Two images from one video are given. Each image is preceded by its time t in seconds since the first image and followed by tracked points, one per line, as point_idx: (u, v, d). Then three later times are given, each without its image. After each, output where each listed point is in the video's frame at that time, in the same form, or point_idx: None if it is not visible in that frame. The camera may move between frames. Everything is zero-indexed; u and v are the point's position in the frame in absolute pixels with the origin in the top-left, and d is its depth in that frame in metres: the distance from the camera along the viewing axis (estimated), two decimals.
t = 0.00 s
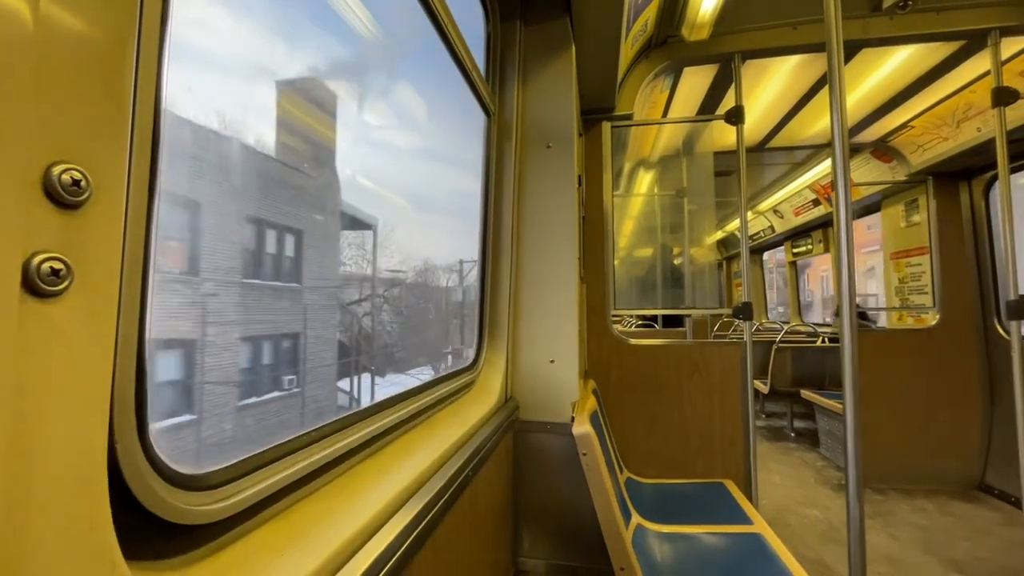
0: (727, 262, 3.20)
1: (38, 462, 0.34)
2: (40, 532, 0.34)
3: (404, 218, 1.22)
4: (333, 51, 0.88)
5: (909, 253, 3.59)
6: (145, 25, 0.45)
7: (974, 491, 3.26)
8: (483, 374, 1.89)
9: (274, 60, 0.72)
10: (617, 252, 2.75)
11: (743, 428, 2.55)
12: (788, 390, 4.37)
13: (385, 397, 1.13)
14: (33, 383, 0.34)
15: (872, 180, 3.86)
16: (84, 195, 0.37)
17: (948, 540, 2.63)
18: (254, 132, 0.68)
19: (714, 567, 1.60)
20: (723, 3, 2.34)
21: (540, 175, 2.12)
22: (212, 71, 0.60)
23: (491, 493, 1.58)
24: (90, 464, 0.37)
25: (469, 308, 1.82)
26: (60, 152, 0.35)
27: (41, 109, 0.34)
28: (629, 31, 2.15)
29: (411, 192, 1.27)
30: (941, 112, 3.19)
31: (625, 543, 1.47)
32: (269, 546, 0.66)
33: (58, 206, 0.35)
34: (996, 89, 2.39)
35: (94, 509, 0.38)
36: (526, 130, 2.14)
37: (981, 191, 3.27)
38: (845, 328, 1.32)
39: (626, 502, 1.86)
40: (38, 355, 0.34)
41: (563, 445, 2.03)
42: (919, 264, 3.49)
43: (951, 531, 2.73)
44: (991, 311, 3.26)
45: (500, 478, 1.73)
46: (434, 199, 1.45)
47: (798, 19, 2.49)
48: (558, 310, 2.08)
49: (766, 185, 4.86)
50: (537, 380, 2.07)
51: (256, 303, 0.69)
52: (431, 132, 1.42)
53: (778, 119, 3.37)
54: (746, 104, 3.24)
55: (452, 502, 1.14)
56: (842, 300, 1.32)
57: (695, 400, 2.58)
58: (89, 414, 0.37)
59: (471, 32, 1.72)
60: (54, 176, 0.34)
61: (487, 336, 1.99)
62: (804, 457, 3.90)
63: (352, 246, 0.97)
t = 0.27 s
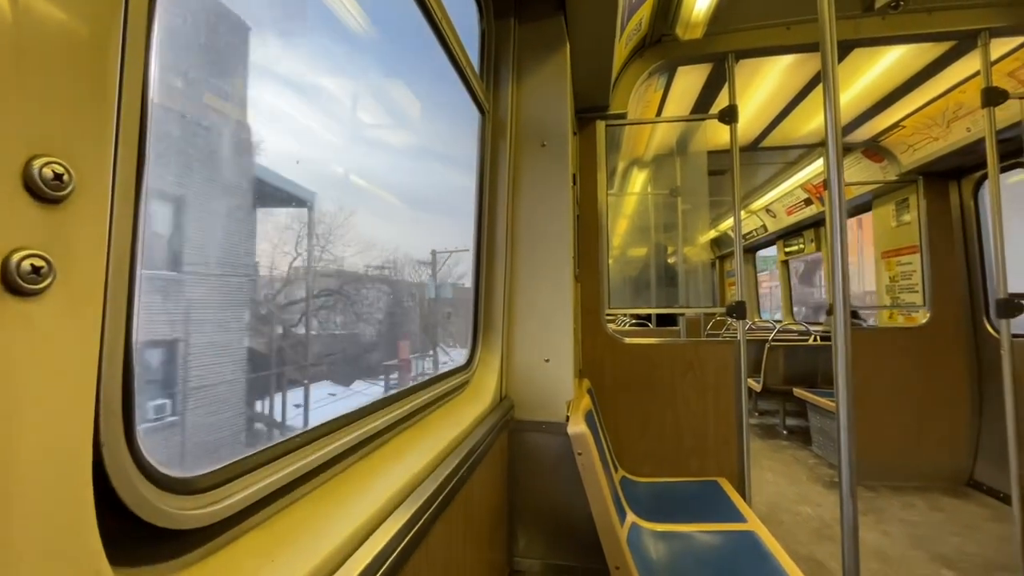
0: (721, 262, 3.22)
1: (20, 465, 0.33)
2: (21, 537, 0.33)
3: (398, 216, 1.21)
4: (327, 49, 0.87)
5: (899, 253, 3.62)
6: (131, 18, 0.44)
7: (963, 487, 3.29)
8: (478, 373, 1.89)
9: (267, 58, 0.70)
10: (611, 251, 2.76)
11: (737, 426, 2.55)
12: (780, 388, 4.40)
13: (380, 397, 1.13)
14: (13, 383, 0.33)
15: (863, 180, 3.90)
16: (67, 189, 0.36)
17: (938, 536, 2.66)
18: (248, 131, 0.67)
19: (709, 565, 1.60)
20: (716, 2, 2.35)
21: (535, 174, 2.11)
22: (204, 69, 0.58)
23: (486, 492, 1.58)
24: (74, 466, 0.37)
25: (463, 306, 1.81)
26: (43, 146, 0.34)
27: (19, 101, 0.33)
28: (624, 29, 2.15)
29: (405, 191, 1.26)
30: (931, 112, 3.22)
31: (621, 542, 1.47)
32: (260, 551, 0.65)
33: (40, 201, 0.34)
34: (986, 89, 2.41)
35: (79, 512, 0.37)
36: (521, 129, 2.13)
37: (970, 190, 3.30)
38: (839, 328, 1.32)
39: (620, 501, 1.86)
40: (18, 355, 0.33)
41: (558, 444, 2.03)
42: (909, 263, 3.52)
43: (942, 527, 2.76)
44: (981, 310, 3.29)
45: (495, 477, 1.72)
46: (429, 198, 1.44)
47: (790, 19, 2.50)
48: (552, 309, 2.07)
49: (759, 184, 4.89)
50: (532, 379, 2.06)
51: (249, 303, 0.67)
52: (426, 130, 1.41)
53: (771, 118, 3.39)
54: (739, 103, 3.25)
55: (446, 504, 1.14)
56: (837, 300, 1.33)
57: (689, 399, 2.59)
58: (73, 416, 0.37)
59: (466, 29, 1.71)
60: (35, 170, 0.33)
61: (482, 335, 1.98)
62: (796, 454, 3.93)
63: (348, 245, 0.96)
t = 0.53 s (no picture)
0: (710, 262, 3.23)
1: None
2: None
3: (386, 212, 1.20)
4: (316, 44, 0.86)
5: (885, 254, 3.66)
6: None
7: (945, 486, 3.34)
8: (466, 370, 1.88)
9: (250, 51, 0.68)
10: (601, 251, 2.75)
11: (725, 426, 2.56)
12: (768, 388, 4.43)
13: (365, 394, 1.11)
14: None
15: (850, 182, 3.94)
16: (14, 164, 0.35)
17: (921, 534, 2.70)
18: (229, 125, 0.65)
19: (695, 563, 1.61)
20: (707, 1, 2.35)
21: (525, 171, 2.10)
22: (179, 60, 0.56)
23: (473, 490, 1.57)
24: (20, 453, 0.35)
25: (452, 303, 1.80)
26: None
27: None
28: (615, 27, 2.15)
29: (394, 188, 1.25)
30: (917, 115, 3.25)
31: (608, 541, 1.46)
32: (238, 550, 0.64)
33: None
34: (970, 93, 2.44)
35: (28, 502, 0.36)
36: (511, 127, 2.13)
37: (955, 194, 3.35)
38: (827, 329, 1.32)
39: (608, 500, 1.86)
40: None
41: (546, 443, 2.02)
42: (894, 265, 3.57)
43: (924, 524, 2.80)
44: (964, 312, 3.33)
45: (483, 476, 1.71)
46: (417, 196, 1.43)
47: (780, 20, 2.52)
48: (542, 307, 2.07)
49: (748, 185, 4.93)
50: (520, 378, 2.06)
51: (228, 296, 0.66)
52: (413, 124, 1.39)
53: (760, 119, 3.41)
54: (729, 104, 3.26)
55: (431, 503, 1.13)
56: (824, 300, 1.33)
57: (678, 398, 2.60)
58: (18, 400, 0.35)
59: (456, 23, 1.70)
60: None
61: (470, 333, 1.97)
62: (783, 453, 3.96)
63: (333, 242, 0.94)
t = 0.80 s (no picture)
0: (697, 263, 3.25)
1: None
2: None
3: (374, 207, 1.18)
4: (301, 40, 0.83)
5: (866, 256, 3.73)
6: None
7: (923, 483, 3.41)
8: (454, 368, 1.87)
9: (233, 44, 0.66)
10: (589, 251, 2.76)
11: (711, 425, 2.58)
12: (751, 388, 4.49)
13: (351, 392, 1.09)
14: None
15: (832, 185, 4.01)
16: None
17: (900, 530, 2.75)
18: (215, 120, 0.63)
19: (682, 561, 1.61)
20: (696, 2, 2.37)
21: (515, 169, 2.10)
22: (163, 52, 0.54)
23: (462, 489, 1.56)
24: None
25: (441, 300, 1.79)
26: None
27: None
28: (605, 26, 2.15)
29: (382, 184, 1.23)
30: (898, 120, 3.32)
31: (597, 540, 1.46)
32: (221, 548, 0.62)
33: None
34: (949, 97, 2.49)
35: None
36: (500, 124, 2.12)
37: (933, 198, 3.43)
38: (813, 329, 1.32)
39: (596, 498, 1.86)
40: None
41: (534, 441, 2.01)
42: (875, 266, 3.64)
43: (903, 521, 2.85)
44: (942, 313, 3.41)
45: (471, 475, 1.70)
46: (406, 193, 1.42)
47: (767, 22, 2.54)
48: (531, 305, 2.06)
49: (733, 187, 4.98)
50: (508, 376, 2.05)
51: (215, 292, 0.64)
52: (403, 120, 1.38)
53: (745, 122, 3.45)
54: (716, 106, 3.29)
55: (419, 501, 1.11)
56: (811, 299, 1.34)
57: (665, 397, 2.61)
58: None
59: (446, 18, 1.68)
60: None
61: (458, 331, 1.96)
62: (766, 452, 4.01)
63: (318, 239, 0.92)
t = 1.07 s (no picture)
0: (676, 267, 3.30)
1: None
2: None
3: (354, 210, 1.18)
4: (278, 38, 0.82)
5: (837, 261, 3.84)
6: None
7: (891, 481, 3.52)
8: (435, 371, 1.86)
9: (211, 43, 0.65)
10: (570, 254, 2.78)
11: (689, 426, 2.62)
12: (728, 390, 4.57)
13: (331, 395, 1.08)
14: None
15: (806, 192, 4.11)
16: None
17: (870, 527, 2.83)
18: (196, 120, 0.63)
19: (661, 561, 1.63)
20: (676, 12, 2.38)
21: (496, 172, 2.10)
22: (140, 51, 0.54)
23: (442, 492, 1.55)
24: None
25: (422, 303, 1.78)
26: None
27: None
28: (587, 32, 2.17)
29: (362, 187, 1.23)
30: (868, 129, 3.43)
31: (577, 541, 1.47)
32: (197, 554, 0.61)
33: None
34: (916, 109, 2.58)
35: None
36: (483, 128, 2.12)
37: (900, 205, 3.53)
38: (788, 334, 1.35)
39: (577, 500, 1.87)
40: None
41: (515, 444, 2.01)
42: (846, 271, 3.74)
43: (872, 518, 2.94)
44: (909, 317, 3.52)
45: (452, 478, 1.69)
46: (386, 195, 1.41)
47: (744, 33, 2.59)
48: (512, 308, 2.06)
49: (711, 193, 5.07)
50: (489, 379, 2.05)
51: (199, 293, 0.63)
52: (384, 122, 1.38)
53: (723, 129, 3.52)
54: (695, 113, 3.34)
55: (401, 504, 1.11)
56: (785, 304, 1.37)
57: (644, 399, 2.64)
58: None
59: (429, 20, 1.68)
60: None
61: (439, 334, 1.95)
62: (742, 453, 4.09)
63: (299, 241, 0.92)
